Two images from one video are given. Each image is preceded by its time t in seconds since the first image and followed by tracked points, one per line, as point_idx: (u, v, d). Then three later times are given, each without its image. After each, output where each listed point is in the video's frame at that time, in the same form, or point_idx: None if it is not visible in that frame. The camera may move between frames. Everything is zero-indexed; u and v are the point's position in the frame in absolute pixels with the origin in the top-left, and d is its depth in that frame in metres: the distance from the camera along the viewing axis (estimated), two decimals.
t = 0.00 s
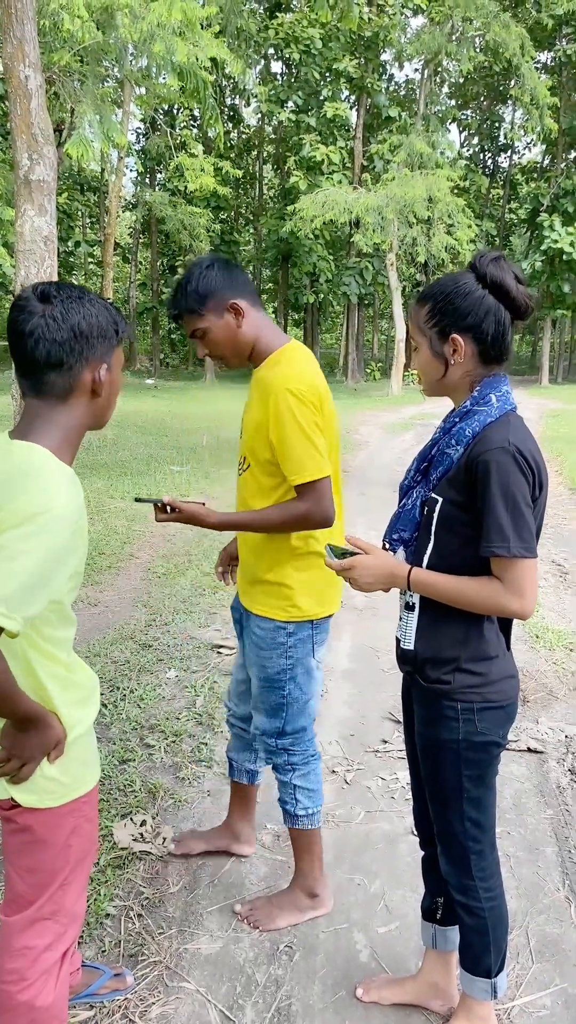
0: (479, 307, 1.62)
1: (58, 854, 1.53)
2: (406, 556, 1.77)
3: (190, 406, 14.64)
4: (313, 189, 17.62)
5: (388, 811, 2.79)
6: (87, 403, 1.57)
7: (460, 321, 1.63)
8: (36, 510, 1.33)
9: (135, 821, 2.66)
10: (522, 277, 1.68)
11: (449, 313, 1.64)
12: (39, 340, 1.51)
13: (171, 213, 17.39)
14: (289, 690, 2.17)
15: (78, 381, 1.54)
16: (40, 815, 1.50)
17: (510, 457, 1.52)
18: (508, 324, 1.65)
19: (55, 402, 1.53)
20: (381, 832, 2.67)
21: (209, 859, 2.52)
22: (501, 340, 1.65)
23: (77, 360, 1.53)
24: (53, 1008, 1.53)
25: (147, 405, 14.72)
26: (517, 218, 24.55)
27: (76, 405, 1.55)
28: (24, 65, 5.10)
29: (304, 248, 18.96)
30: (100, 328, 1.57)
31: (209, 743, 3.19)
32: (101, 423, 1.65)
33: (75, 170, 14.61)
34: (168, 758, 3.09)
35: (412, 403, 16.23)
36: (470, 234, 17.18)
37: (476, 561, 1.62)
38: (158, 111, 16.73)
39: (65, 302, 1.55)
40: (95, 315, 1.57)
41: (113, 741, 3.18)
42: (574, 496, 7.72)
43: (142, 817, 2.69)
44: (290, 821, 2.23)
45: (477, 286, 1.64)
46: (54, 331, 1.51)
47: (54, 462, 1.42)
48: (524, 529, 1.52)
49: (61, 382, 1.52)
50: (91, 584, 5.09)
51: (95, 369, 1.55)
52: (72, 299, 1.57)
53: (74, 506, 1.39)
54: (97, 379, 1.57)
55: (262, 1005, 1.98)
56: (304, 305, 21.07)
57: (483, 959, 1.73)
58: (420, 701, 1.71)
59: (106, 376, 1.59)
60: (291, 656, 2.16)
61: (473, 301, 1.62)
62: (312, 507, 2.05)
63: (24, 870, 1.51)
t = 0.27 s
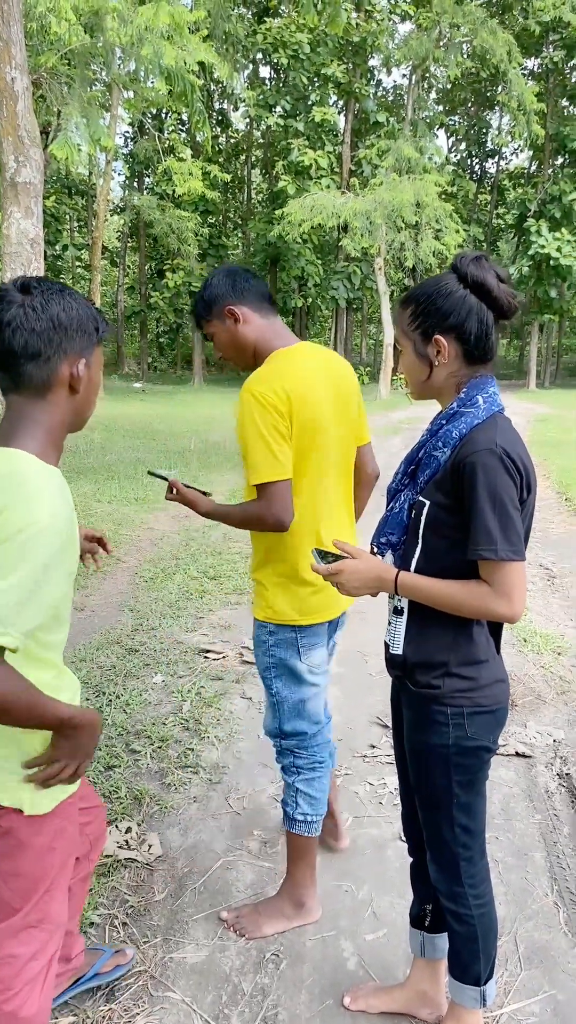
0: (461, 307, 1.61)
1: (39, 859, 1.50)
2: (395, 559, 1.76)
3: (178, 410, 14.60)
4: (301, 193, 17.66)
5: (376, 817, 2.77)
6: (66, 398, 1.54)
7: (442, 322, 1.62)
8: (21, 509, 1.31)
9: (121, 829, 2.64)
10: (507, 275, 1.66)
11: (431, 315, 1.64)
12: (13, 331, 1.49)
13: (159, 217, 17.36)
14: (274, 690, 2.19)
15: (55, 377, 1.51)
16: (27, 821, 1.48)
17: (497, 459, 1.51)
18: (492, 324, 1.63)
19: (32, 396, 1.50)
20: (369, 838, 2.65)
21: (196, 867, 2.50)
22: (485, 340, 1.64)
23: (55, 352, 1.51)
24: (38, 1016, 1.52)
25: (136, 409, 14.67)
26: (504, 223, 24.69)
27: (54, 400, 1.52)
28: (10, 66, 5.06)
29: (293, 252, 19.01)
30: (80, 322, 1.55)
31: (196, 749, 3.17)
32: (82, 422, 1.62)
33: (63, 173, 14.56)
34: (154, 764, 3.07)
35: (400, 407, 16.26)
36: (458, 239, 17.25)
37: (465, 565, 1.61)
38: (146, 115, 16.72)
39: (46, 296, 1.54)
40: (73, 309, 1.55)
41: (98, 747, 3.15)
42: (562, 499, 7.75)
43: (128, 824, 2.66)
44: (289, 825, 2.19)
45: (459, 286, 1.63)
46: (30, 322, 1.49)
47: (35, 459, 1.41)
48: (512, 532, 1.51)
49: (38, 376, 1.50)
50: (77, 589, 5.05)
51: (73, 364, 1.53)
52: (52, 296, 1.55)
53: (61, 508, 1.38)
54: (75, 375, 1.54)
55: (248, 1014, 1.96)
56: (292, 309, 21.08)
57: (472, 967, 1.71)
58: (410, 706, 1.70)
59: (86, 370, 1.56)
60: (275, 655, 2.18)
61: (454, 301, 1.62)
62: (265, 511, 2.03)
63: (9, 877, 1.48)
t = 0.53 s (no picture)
0: (433, 321, 1.63)
1: (28, 863, 1.58)
2: (376, 573, 1.76)
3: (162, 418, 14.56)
4: (286, 201, 17.72)
5: (357, 829, 2.77)
6: (72, 427, 1.57)
7: (415, 337, 1.65)
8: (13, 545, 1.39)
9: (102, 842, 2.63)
10: (479, 291, 1.68)
11: (405, 330, 1.66)
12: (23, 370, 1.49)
13: (144, 225, 17.35)
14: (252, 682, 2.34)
15: (61, 408, 1.54)
16: (9, 832, 1.56)
17: (474, 473, 1.52)
18: (463, 339, 1.64)
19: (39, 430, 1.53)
20: (351, 850, 2.66)
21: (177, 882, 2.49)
22: (457, 357, 1.65)
23: (59, 389, 1.52)
24: (34, 1018, 1.60)
25: (119, 416, 14.61)
26: (487, 232, 24.89)
27: (61, 430, 1.55)
28: None
29: (278, 259, 19.06)
30: (83, 356, 1.55)
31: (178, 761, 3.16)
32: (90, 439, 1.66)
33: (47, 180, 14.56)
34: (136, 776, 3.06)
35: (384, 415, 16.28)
36: (441, 247, 17.36)
37: (444, 579, 1.62)
38: (130, 122, 16.72)
39: (49, 331, 1.53)
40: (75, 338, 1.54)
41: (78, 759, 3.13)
42: (545, 508, 7.80)
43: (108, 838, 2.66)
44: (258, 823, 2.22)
45: (431, 302, 1.64)
46: (36, 361, 1.49)
47: (37, 493, 1.46)
48: (490, 547, 1.52)
49: (44, 408, 1.52)
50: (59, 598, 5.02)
51: (79, 395, 1.55)
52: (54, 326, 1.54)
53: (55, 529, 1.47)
54: (80, 404, 1.56)
55: None
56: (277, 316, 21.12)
57: (452, 981, 1.71)
58: (391, 719, 1.70)
59: (91, 399, 1.58)
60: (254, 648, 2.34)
61: (426, 316, 1.63)
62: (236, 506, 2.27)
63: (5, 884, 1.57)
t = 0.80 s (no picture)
0: (402, 339, 1.60)
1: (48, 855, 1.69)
2: (350, 591, 1.73)
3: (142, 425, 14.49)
4: (267, 209, 17.74)
5: (335, 847, 2.73)
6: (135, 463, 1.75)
7: (385, 355, 1.63)
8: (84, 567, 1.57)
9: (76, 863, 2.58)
10: (453, 309, 1.64)
11: (375, 347, 1.65)
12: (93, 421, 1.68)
13: (125, 231, 17.29)
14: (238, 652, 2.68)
15: (125, 447, 1.72)
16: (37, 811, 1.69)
17: (448, 492, 1.50)
18: (434, 356, 1.61)
19: (104, 471, 1.72)
20: (329, 869, 2.62)
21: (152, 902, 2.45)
22: (428, 375, 1.62)
23: (121, 434, 1.70)
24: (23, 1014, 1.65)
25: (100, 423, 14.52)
26: (469, 241, 25.07)
27: (122, 469, 1.74)
28: None
29: (260, 267, 19.08)
30: (141, 402, 1.72)
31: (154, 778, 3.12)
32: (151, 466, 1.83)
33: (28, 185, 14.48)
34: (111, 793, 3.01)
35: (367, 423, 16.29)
36: (422, 256, 17.44)
37: (420, 599, 1.59)
38: (111, 129, 16.68)
39: (107, 390, 1.69)
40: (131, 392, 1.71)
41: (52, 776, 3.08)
42: (526, 517, 7.82)
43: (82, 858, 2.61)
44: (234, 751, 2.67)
45: (402, 320, 1.62)
46: (101, 413, 1.67)
47: (104, 524, 1.63)
48: (465, 567, 1.49)
49: (112, 450, 1.71)
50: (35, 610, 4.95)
51: (140, 435, 1.73)
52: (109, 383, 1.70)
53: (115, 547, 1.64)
54: (142, 441, 1.74)
55: None
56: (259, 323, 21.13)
57: (429, 1008, 1.68)
58: (367, 742, 1.66)
59: (149, 436, 1.75)
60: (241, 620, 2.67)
61: (396, 334, 1.61)
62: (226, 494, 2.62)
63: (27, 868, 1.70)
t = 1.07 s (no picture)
0: (386, 352, 1.60)
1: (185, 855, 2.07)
2: (337, 605, 1.71)
3: (126, 434, 14.43)
4: (251, 218, 17.79)
5: (321, 861, 2.71)
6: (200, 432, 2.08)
7: (369, 367, 1.63)
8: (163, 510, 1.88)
9: (57, 879, 2.55)
10: (438, 324, 1.64)
11: (360, 360, 1.65)
12: (170, 394, 2.02)
13: (108, 239, 17.27)
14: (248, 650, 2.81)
15: (194, 417, 2.05)
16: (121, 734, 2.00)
17: (434, 505, 1.49)
18: (417, 371, 1.60)
19: (177, 431, 2.04)
20: (314, 883, 2.60)
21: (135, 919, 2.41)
22: (411, 389, 1.61)
23: (191, 404, 2.03)
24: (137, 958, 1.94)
25: (83, 432, 14.46)
26: (451, 252, 25.28)
27: (192, 434, 2.06)
28: None
29: (243, 276, 19.11)
30: (209, 380, 2.07)
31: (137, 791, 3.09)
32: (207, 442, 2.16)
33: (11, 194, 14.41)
34: (94, 808, 2.97)
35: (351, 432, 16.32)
36: (405, 265, 17.55)
37: (407, 613, 1.58)
38: (95, 137, 16.68)
39: (187, 367, 2.04)
40: (200, 369, 2.05)
41: (33, 792, 3.05)
42: (510, 526, 7.85)
43: (65, 874, 2.58)
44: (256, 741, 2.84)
45: (387, 333, 1.61)
46: (178, 386, 2.02)
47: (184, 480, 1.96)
48: (452, 581, 1.48)
49: (185, 417, 2.04)
50: (15, 622, 4.87)
51: (208, 410, 2.07)
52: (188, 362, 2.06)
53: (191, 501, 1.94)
54: (208, 413, 2.08)
55: None
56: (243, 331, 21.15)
57: None
58: (354, 759, 1.64)
59: (212, 413, 2.09)
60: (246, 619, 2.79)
61: (380, 348, 1.61)
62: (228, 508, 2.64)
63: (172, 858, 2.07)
